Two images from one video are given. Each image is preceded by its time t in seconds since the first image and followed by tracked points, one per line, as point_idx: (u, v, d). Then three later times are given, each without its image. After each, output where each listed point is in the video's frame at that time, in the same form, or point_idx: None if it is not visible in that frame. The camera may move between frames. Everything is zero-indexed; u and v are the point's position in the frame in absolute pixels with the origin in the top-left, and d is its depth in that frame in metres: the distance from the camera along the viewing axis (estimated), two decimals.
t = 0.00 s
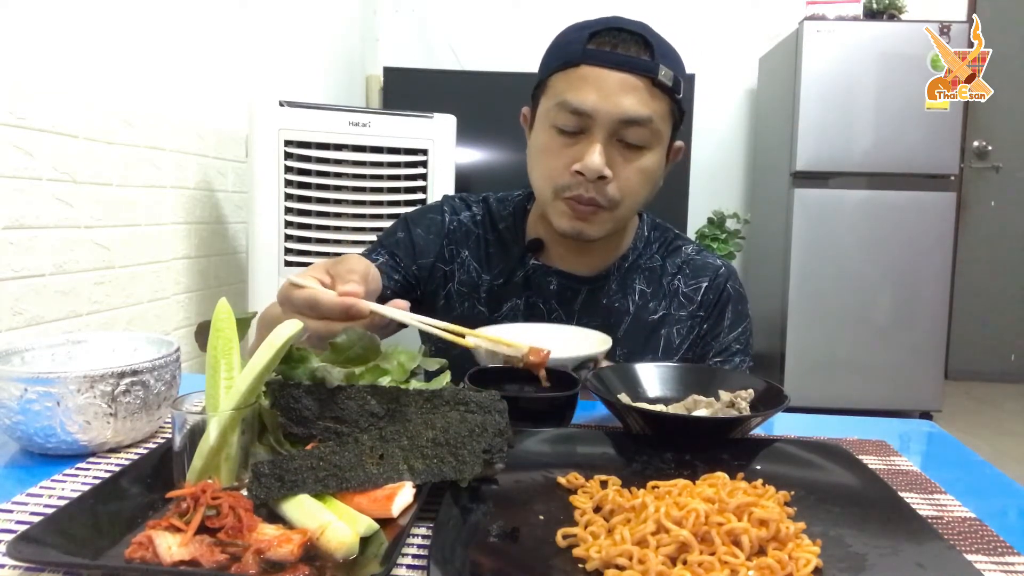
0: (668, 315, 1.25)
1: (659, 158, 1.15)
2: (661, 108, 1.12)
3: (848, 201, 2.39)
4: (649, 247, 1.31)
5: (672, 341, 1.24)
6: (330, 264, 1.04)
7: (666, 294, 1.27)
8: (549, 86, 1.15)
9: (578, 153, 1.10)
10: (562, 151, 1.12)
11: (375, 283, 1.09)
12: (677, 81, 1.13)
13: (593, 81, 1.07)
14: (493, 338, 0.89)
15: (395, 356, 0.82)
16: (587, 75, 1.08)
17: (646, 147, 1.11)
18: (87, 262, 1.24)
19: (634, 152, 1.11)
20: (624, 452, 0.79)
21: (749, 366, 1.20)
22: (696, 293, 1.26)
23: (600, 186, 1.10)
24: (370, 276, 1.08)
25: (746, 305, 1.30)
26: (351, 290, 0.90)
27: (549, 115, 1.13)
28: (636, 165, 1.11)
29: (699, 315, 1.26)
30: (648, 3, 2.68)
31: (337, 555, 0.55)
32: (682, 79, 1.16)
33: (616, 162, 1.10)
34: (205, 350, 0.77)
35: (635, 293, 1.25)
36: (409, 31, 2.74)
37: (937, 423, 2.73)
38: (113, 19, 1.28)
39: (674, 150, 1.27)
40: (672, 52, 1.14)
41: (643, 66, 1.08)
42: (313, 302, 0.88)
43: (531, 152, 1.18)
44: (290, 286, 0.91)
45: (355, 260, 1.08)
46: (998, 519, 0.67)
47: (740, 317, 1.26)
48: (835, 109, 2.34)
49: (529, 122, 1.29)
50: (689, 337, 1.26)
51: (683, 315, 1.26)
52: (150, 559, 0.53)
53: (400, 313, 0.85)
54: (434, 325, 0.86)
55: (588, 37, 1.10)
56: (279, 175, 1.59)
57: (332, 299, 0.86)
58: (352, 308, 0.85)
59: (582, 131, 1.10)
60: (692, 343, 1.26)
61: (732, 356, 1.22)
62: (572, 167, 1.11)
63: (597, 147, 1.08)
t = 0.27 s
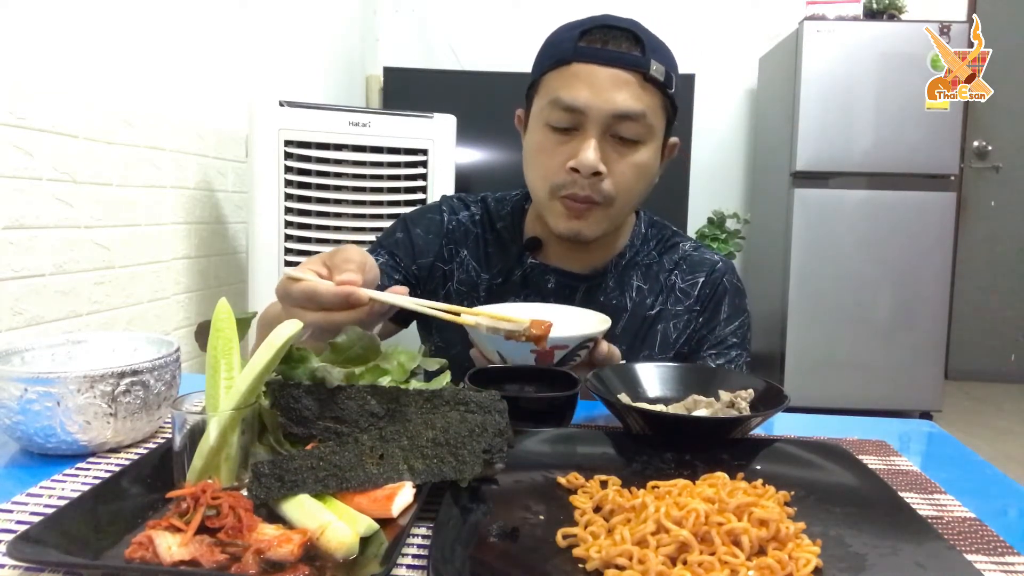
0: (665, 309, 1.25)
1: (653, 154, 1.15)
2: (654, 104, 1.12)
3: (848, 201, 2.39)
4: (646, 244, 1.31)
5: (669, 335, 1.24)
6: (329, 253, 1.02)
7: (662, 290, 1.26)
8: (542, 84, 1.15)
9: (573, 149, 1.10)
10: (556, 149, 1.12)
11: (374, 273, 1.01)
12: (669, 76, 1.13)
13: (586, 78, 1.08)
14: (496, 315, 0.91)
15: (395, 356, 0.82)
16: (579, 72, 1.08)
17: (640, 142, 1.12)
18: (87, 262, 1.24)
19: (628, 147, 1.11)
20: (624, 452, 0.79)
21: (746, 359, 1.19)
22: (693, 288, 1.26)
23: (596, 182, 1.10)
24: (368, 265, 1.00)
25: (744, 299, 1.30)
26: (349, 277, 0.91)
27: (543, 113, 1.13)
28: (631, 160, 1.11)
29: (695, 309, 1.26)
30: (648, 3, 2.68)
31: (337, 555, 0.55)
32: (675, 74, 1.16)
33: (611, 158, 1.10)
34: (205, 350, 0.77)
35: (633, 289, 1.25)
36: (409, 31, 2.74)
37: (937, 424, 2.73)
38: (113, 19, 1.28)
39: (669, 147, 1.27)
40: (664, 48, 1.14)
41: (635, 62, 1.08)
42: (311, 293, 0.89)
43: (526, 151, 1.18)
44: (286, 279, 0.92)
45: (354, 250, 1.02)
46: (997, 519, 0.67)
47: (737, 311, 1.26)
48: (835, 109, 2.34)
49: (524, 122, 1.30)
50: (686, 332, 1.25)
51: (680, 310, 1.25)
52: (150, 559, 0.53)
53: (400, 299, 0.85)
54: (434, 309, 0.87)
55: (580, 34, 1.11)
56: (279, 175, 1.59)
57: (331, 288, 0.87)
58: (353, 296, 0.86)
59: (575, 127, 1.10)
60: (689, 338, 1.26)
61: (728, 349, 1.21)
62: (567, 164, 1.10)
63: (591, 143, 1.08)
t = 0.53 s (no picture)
0: (662, 306, 1.25)
1: (650, 152, 1.15)
2: (649, 102, 1.12)
3: (848, 201, 2.39)
4: (644, 242, 1.30)
5: (665, 331, 1.24)
6: (328, 254, 1.02)
7: (660, 287, 1.26)
8: (538, 84, 1.16)
9: (569, 148, 1.10)
10: (553, 147, 1.12)
11: (372, 273, 1.01)
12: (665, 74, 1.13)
13: (581, 77, 1.08)
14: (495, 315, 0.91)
15: (395, 356, 0.82)
16: (575, 71, 1.09)
17: (636, 140, 1.12)
18: (87, 262, 1.24)
19: (625, 145, 1.11)
20: (624, 453, 0.79)
21: (741, 354, 1.18)
22: (690, 284, 1.26)
23: (592, 180, 1.10)
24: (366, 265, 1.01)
25: (743, 294, 1.29)
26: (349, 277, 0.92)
27: (539, 113, 1.13)
28: (628, 157, 1.11)
29: (693, 305, 1.26)
30: (648, 3, 2.68)
31: (337, 555, 0.55)
32: (670, 72, 1.16)
33: (607, 156, 1.10)
34: (205, 350, 0.77)
35: (630, 286, 1.25)
36: (409, 31, 2.74)
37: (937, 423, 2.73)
38: (113, 19, 1.28)
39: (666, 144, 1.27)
40: (659, 46, 1.14)
41: (630, 59, 1.08)
42: (311, 293, 0.89)
43: (522, 150, 1.18)
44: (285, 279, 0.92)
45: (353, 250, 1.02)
46: (998, 519, 0.67)
47: (735, 305, 1.25)
48: (835, 109, 2.34)
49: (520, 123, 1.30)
50: (683, 328, 1.25)
51: (676, 306, 1.25)
52: (150, 559, 0.53)
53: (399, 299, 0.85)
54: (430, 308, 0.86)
55: (574, 33, 1.11)
56: (279, 175, 1.59)
57: (331, 288, 0.88)
58: (352, 296, 0.86)
59: (572, 126, 1.10)
60: (687, 333, 1.25)
61: (724, 343, 1.20)
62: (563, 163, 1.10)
63: (587, 141, 1.08)
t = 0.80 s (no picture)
0: (660, 305, 1.25)
1: (647, 147, 1.15)
2: (644, 98, 1.12)
3: (848, 201, 2.39)
4: (642, 242, 1.30)
5: (663, 331, 1.24)
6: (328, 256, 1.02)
7: (658, 286, 1.26)
8: (532, 84, 1.16)
9: (565, 146, 1.10)
10: (550, 146, 1.12)
11: (373, 274, 1.02)
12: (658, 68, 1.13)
13: (575, 75, 1.08)
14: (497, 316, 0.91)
15: (395, 356, 0.82)
16: (569, 69, 1.09)
17: (632, 136, 1.12)
18: (87, 263, 1.24)
19: (621, 142, 1.11)
20: (624, 453, 0.79)
21: (740, 352, 1.18)
22: (688, 284, 1.26)
23: (590, 178, 1.10)
24: (366, 268, 1.02)
25: (742, 293, 1.29)
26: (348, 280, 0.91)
27: (535, 112, 1.13)
28: (625, 153, 1.11)
29: (691, 305, 1.25)
30: (648, 3, 2.68)
31: (337, 555, 0.55)
32: (664, 68, 1.16)
33: (604, 153, 1.10)
34: (204, 350, 0.77)
35: (628, 286, 1.25)
36: (409, 31, 2.74)
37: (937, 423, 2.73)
38: (113, 19, 1.28)
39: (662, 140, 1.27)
40: (650, 41, 1.14)
41: (623, 56, 1.08)
42: (311, 296, 0.89)
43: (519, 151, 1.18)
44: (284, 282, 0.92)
45: (352, 253, 1.03)
46: (998, 519, 0.67)
47: (733, 304, 1.25)
48: (836, 109, 2.34)
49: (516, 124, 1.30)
50: (682, 327, 1.25)
51: (675, 306, 1.25)
52: (150, 559, 0.53)
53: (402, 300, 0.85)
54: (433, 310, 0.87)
55: (566, 33, 1.11)
56: (279, 175, 1.59)
57: (331, 290, 0.88)
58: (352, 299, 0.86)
59: (568, 124, 1.10)
60: (685, 333, 1.25)
61: (722, 342, 1.20)
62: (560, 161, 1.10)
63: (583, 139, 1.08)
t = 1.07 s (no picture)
0: (659, 305, 1.25)
1: (644, 141, 1.14)
2: (640, 91, 1.12)
3: (848, 202, 2.39)
4: (641, 241, 1.30)
5: (662, 330, 1.24)
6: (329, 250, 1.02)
7: (657, 286, 1.26)
8: (529, 82, 1.16)
9: (563, 140, 1.10)
10: (547, 141, 1.12)
11: (373, 268, 1.00)
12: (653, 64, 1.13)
13: (571, 69, 1.08)
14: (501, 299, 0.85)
15: (396, 356, 0.82)
16: (564, 64, 1.09)
17: (629, 130, 1.12)
18: (87, 262, 1.24)
19: (619, 135, 1.11)
20: (623, 453, 0.79)
21: (739, 351, 1.18)
22: (687, 284, 1.26)
23: (588, 172, 1.10)
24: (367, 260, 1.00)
25: (741, 293, 1.29)
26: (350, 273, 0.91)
27: (532, 108, 1.13)
28: (623, 146, 1.11)
29: (690, 304, 1.25)
30: (648, 3, 2.68)
31: (337, 555, 0.55)
32: (661, 63, 1.16)
33: (601, 146, 1.10)
34: (204, 350, 0.77)
35: (627, 286, 1.25)
36: (409, 31, 2.74)
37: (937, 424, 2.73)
38: (113, 19, 1.28)
39: (660, 136, 1.27)
40: (644, 36, 1.14)
41: (618, 49, 1.08)
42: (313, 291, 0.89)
43: (517, 148, 1.18)
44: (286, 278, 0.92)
45: (353, 246, 1.02)
46: (998, 519, 0.67)
47: (732, 303, 1.25)
48: (836, 109, 2.34)
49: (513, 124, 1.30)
50: (681, 327, 1.25)
51: (674, 305, 1.25)
52: (150, 559, 0.53)
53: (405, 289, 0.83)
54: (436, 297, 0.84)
55: (562, 29, 1.12)
56: (279, 174, 1.59)
57: (333, 284, 0.88)
58: (353, 291, 0.86)
59: (565, 119, 1.10)
60: (684, 332, 1.25)
61: (722, 342, 1.20)
62: (558, 156, 1.10)
63: (581, 132, 1.08)
